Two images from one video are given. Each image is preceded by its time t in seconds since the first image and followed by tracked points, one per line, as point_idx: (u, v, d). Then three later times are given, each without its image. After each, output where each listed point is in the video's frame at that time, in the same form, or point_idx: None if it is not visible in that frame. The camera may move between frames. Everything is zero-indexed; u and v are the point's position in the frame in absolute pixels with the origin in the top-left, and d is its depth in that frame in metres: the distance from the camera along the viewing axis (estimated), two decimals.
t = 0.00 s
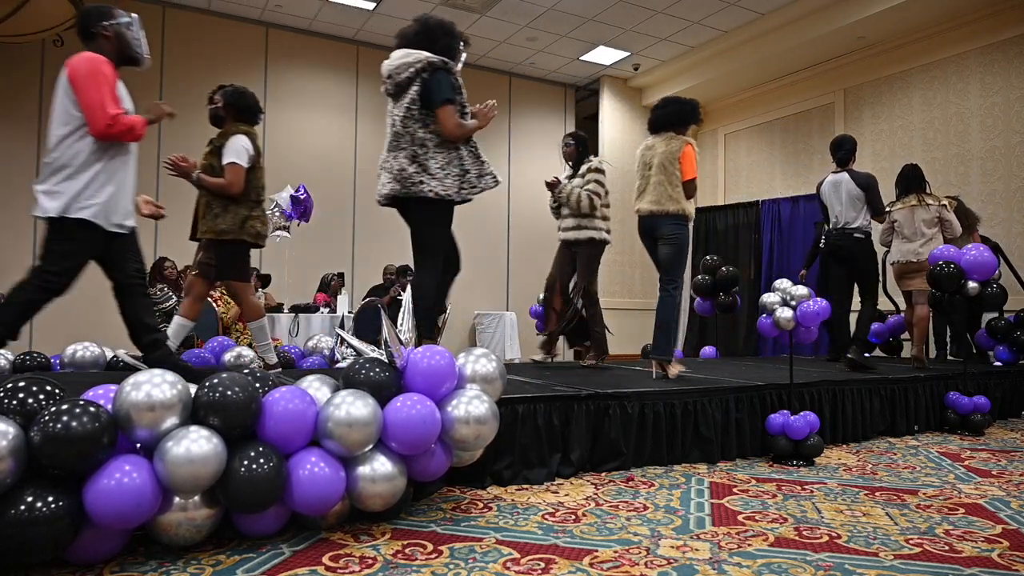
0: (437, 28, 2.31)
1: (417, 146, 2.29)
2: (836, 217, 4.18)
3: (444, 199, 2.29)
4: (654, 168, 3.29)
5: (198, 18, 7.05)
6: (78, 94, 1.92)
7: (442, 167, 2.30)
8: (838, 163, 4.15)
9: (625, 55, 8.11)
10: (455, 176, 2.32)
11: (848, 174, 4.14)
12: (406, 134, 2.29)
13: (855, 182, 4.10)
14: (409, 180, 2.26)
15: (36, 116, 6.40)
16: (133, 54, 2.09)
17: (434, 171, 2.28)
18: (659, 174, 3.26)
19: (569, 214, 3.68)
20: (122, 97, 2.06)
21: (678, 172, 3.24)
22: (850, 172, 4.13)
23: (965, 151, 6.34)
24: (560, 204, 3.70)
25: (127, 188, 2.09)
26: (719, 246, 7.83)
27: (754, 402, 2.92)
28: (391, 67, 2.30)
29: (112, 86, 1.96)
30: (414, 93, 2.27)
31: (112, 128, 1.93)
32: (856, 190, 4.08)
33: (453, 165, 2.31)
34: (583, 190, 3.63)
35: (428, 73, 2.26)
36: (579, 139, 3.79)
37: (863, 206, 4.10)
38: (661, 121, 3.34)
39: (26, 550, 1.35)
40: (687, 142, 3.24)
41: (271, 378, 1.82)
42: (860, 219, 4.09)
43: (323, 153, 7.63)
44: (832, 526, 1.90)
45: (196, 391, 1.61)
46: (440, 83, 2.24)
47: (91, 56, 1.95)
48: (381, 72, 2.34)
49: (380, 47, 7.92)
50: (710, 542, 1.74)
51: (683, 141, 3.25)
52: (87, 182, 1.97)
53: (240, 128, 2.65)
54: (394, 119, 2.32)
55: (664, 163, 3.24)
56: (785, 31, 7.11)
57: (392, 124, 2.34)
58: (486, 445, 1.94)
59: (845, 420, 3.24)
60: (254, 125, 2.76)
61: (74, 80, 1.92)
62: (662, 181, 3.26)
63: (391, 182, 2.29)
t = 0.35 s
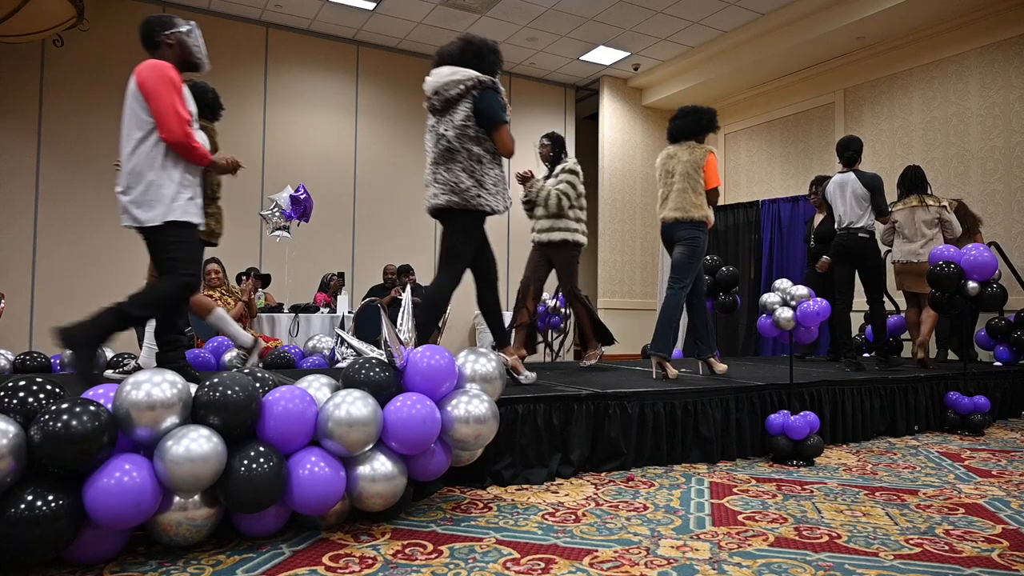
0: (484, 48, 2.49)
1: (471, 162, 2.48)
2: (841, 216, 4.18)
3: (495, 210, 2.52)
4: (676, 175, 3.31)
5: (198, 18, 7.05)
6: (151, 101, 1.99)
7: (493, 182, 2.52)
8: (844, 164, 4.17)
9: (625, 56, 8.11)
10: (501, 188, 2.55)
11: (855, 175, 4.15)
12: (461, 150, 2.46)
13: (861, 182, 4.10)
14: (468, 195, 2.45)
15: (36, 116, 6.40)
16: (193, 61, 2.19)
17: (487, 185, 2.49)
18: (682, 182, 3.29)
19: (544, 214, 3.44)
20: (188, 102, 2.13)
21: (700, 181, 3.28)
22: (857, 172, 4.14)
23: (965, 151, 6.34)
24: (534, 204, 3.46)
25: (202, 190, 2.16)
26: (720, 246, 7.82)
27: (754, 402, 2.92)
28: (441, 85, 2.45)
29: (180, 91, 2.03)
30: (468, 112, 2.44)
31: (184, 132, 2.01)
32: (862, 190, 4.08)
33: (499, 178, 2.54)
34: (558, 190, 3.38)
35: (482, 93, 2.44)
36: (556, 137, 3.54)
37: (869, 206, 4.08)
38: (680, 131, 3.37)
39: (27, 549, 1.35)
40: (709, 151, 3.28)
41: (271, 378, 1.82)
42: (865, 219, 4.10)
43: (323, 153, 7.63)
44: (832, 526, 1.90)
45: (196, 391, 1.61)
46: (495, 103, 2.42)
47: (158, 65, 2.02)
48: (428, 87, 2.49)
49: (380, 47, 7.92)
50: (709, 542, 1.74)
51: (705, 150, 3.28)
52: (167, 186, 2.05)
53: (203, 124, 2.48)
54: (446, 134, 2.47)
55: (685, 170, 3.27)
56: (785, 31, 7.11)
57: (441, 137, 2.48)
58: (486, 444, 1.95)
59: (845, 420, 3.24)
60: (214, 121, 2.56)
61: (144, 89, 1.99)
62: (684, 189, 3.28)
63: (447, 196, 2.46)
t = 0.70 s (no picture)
0: (518, 56, 2.53)
1: (510, 167, 2.48)
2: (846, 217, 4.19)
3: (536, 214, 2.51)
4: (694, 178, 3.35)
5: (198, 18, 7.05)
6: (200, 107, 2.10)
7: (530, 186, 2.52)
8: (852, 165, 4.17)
9: (624, 55, 8.11)
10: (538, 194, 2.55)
11: (863, 177, 4.16)
12: (499, 155, 2.48)
13: (869, 184, 4.12)
14: (511, 199, 2.45)
15: (36, 116, 6.40)
16: (244, 67, 2.26)
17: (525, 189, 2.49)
18: (702, 184, 3.30)
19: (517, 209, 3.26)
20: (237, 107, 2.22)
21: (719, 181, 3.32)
22: (865, 174, 4.16)
23: (965, 151, 6.33)
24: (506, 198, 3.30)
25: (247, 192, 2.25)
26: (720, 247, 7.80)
27: (754, 402, 2.92)
28: (475, 92, 2.51)
29: (224, 96, 2.12)
30: (503, 117, 2.48)
31: (223, 134, 2.09)
32: (870, 192, 4.10)
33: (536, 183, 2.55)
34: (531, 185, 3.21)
35: (515, 97, 2.48)
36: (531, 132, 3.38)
37: (875, 208, 4.09)
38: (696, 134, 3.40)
39: (27, 549, 1.35)
40: (726, 153, 3.35)
41: (271, 378, 1.82)
42: (872, 222, 4.10)
43: (323, 153, 7.63)
44: (832, 526, 1.90)
45: (196, 391, 1.61)
46: (529, 107, 2.47)
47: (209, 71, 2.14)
48: (463, 96, 2.55)
49: (380, 47, 7.93)
50: (709, 542, 1.74)
51: (723, 152, 3.34)
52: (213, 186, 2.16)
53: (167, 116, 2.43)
54: (484, 140, 2.50)
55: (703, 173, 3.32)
56: (785, 31, 7.11)
57: (479, 143, 2.51)
58: (486, 444, 1.94)
59: (845, 420, 3.24)
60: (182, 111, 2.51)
61: (195, 93, 2.11)
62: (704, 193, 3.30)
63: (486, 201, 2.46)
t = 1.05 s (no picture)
0: (545, 61, 2.62)
1: (533, 167, 2.59)
2: (857, 220, 4.18)
3: (560, 212, 2.60)
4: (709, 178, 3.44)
5: (198, 18, 7.05)
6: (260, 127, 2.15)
7: (555, 185, 2.60)
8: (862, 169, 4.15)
9: (624, 56, 8.11)
10: (565, 192, 2.63)
11: (874, 181, 4.12)
12: (523, 156, 2.59)
13: (880, 187, 4.09)
14: (531, 199, 2.57)
15: (35, 116, 6.40)
16: (297, 85, 2.32)
17: (549, 188, 2.58)
18: (715, 185, 3.40)
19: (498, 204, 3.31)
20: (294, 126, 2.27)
21: (732, 180, 3.38)
22: (876, 178, 4.11)
23: (965, 151, 6.33)
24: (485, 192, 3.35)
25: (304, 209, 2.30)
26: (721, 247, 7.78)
27: (754, 402, 2.92)
28: (504, 96, 2.63)
29: (284, 115, 2.15)
30: (527, 120, 2.59)
31: (281, 153, 2.13)
32: (881, 196, 4.06)
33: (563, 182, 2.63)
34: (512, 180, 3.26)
35: (540, 100, 2.57)
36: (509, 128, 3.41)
37: (887, 212, 4.08)
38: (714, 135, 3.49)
39: (26, 549, 1.35)
40: (739, 153, 3.39)
41: (271, 378, 1.82)
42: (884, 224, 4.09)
43: (323, 152, 7.63)
44: (832, 526, 1.90)
45: (196, 391, 1.61)
46: (554, 110, 2.54)
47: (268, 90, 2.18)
48: (495, 99, 2.68)
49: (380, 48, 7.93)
50: (710, 542, 1.74)
51: (737, 152, 3.39)
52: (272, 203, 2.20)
53: (130, 114, 2.46)
54: (510, 142, 2.63)
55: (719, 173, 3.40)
56: (785, 31, 7.11)
57: (506, 145, 2.65)
58: (486, 444, 1.95)
59: (845, 419, 3.24)
60: (144, 109, 2.53)
61: (255, 112, 2.15)
62: (718, 194, 3.39)
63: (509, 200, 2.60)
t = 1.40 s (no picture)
0: (573, 77, 2.79)
1: (563, 180, 2.76)
2: (869, 220, 4.19)
3: (590, 223, 2.78)
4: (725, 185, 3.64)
5: (198, 18, 7.05)
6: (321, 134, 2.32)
7: (585, 198, 2.77)
8: (873, 169, 4.15)
9: (624, 56, 8.12)
10: (594, 204, 2.80)
11: (884, 182, 4.13)
12: (553, 170, 2.77)
13: (891, 188, 4.10)
14: (562, 211, 2.74)
15: (35, 116, 6.40)
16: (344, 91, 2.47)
17: (579, 201, 2.75)
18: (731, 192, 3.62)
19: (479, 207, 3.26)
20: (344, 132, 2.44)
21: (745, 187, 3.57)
22: (886, 178, 4.13)
23: (965, 151, 6.33)
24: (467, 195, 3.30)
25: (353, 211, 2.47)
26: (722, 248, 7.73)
27: (754, 402, 2.92)
28: (535, 113, 2.81)
29: (343, 123, 2.34)
30: (556, 137, 2.77)
31: (348, 160, 2.32)
32: (892, 197, 4.08)
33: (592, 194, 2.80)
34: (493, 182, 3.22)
35: (568, 117, 2.74)
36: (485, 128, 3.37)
37: (898, 211, 4.08)
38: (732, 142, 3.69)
39: (26, 549, 1.35)
40: (754, 158, 3.57)
41: (271, 378, 1.82)
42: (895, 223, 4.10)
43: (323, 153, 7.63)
44: (832, 526, 1.90)
45: (196, 391, 1.61)
46: (582, 126, 2.71)
47: (322, 99, 2.34)
48: (526, 117, 2.85)
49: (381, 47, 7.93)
50: (709, 542, 1.74)
51: (750, 159, 3.60)
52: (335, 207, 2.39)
53: (93, 115, 2.47)
54: (540, 157, 2.81)
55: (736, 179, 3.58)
56: (785, 31, 7.11)
57: (537, 159, 2.83)
58: (486, 444, 1.95)
59: (845, 419, 3.24)
60: (108, 108, 2.54)
61: (314, 122, 2.32)
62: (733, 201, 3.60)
63: (541, 213, 2.77)
